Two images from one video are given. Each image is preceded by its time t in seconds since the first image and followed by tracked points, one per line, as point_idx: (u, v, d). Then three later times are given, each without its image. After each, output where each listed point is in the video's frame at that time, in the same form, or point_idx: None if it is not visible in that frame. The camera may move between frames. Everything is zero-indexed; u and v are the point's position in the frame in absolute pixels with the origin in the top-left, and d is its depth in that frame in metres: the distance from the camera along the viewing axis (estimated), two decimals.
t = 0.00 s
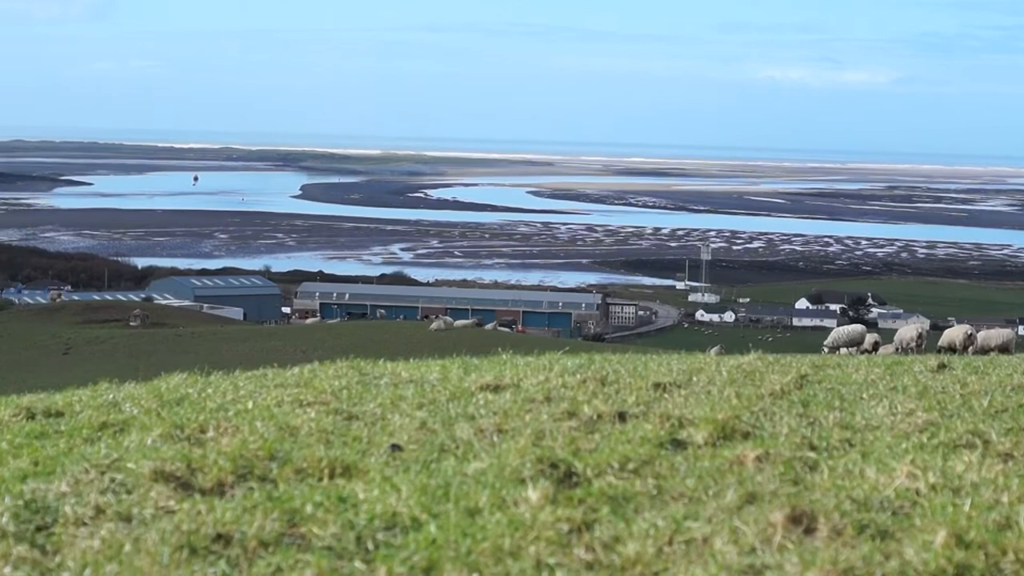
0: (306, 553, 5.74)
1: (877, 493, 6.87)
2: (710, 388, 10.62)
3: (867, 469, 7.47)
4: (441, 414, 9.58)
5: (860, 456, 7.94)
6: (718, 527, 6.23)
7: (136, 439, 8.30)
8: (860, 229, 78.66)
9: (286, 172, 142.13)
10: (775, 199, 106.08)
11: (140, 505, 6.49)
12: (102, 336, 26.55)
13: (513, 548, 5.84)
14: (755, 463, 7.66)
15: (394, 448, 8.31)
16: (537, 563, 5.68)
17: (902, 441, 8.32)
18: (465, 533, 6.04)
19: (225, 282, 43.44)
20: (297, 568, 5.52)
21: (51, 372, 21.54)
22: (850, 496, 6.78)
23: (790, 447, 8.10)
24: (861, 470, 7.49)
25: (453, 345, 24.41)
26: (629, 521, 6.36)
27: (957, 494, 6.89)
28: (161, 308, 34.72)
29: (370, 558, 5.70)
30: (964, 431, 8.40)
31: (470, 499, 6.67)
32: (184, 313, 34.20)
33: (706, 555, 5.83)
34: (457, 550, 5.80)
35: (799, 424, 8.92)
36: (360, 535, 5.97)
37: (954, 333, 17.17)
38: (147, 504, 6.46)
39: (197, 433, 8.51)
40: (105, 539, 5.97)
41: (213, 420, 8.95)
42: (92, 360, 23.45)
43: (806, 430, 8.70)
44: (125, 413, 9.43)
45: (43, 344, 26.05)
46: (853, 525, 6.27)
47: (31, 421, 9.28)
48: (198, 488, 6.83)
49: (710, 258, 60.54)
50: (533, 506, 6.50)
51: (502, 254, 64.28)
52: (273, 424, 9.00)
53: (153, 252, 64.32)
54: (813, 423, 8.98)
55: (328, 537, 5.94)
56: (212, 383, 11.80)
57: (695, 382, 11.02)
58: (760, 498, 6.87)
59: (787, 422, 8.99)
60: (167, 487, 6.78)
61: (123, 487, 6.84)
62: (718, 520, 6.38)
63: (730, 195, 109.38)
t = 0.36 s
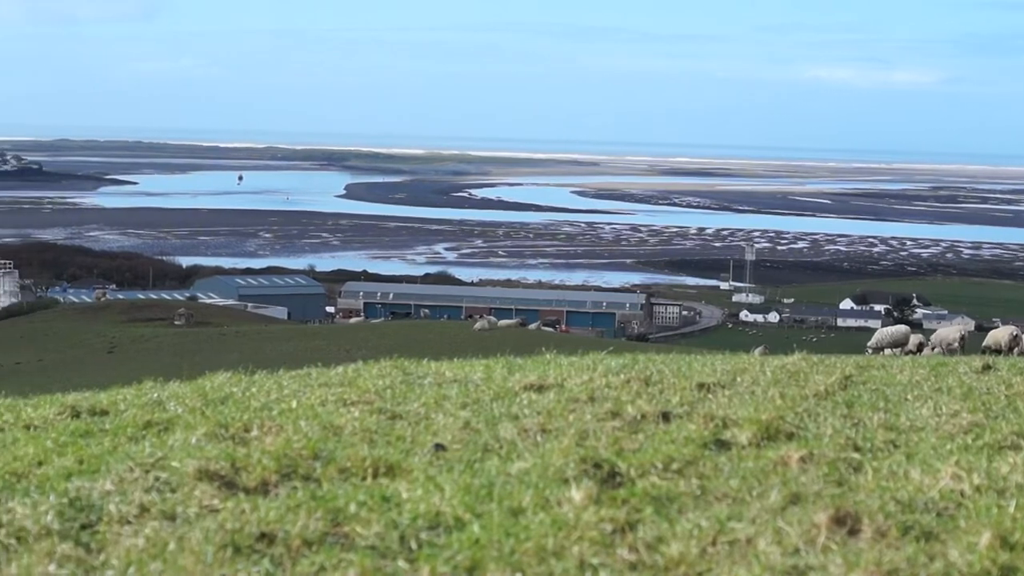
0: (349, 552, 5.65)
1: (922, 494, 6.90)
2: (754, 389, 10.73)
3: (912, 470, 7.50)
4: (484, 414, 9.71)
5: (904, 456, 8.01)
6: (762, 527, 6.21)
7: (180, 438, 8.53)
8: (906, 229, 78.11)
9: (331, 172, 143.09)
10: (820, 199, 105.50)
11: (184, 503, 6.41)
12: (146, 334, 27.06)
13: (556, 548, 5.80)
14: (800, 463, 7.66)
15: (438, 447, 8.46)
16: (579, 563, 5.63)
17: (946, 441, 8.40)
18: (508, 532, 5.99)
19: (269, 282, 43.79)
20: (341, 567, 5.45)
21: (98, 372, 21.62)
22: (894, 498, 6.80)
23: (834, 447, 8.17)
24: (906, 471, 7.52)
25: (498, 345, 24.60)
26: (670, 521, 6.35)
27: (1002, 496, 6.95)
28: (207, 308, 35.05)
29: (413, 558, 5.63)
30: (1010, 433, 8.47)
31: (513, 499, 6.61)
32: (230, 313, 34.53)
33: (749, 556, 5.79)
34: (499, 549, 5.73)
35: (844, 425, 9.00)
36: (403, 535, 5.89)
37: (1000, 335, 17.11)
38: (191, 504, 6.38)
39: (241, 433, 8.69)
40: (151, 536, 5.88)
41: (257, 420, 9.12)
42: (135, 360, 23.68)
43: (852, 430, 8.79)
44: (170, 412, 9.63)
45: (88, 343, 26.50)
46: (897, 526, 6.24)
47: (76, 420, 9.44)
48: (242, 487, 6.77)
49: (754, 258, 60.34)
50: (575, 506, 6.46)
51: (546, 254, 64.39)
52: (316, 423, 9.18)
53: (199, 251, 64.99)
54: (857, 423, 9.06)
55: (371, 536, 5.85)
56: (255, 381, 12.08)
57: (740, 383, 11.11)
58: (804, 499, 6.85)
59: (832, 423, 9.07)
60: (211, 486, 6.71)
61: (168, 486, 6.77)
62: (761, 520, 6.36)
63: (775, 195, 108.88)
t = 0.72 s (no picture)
0: (392, 551, 5.66)
1: (966, 496, 6.82)
2: (797, 389, 10.85)
3: (956, 471, 7.46)
4: (528, 414, 9.86)
5: (948, 457, 8.07)
6: (806, 527, 6.13)
7: (225, 436, 8.78)
8: (953, 229, 77.43)
9: (374, 172, 143.83)
10: (864, 199, 104.84)
11: (228, 501, 6.49)
12: (191, 333, 27.47)
13: (600, 548, 5.77)
14: (843, 464, 7.63)
15: (482, 446, 8.66)
16: (623, 563, 5.59)
17: (990, 443, 8.47)
18: (552, 531, 5.96)
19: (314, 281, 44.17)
20: (384, 566, 5.44)
21: (142, 372, 21.86)
22: (939, 499, 6.73)
23: (879, 447, 8.26)
24: (950, 472, 7.48)
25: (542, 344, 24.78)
26: (715, 521, 6.29)
27: None
28: (250, 307, 35.35)
29: (456, 556, 5.63)
30: None
31: (557, 499, 6.63)
32: (274, 312, 34.84)
33: (793, 557, 5.69)
34: (543, 549, 5.71)
35: (888, 425, 9.10)
36: (447, 533, 5.91)
37: None
38: (235, 502, 6.46)
39: (285, 431, 8.93)
40: (194, 534, 5.90)
41: (301, 419, 9.34)
42: (178, 359, 23.94)
43: (896, 430, 8.88)
44: (214, 409, 9.90)
45: (133, 342, 26.89)
46: (941, 527, 6.19)
47: (120, 419, 9.64)
48: (286, 485, 6.91)
49: (798, 257, 60.08)
50: (619, 506, 6.47)
51: (589, 253, 64.44)
52: (361, 421, 9.44)
53: (243, 250, 65.56)
54: (901, 424, 9.16)
55: (415, 535, 5.86)
56: (300, 380, 12.36)
57: (784, 383, 11.21)
58: (848, 500, 6.78)
59: (876, 423, 9.16)
60: (255, 485, 6.83)
61: (212, 484, 6.90)
62: (805, 521, 6.29)
63: (819, 195, 108.28)
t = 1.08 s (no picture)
0: (435, 551, 5.77)
1: (1008, 496, 6.75)
2: (839, 390, 10.91)
3: (999, 473, 7.43)
4: (570, 414, 9.99)
5: (990, 459, 8.10)
6: (848, 529, 6.13)
7: (269, 435, 8.99)
8: (999, 229, 76.66)
9: (417, 171, 144.46)
10: (908, 199, 104.03)
11: (271, 500, 6.66)
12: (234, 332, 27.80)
13: (641, 548, 5.83)
14: (885, 464, 7.61)
15: (524, 446, 8.82)
16: (665, 562, 5.65)
17: None
18: (593, 531, 6.05)
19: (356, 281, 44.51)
20: (427, 565, 5.55)
21: (184, 370, 22.18)
22: (982, 500, 6.67)
23: (920, 449, 8.31)
24: (992, 473, 7.44)
25: (582, 344, 24.91)
26: (756, 521, 6.33)
27: None
28: (292, 305, 35.70)
29: (498, 556, 5.73)
30: None
31: (599, 499, 6.70)
32: (317, 311, 35.17)
33: (835, 558, 5.72)
34: (585, 548, 5.80)
35: (930, 426, 9.13)
36: (489, 533, 6.03)
37: None
38: (278, 501, 6.63)
39: (328, 430, 9.13)
40: (236, 534, 6.07)
41: (344, 418, 9.54)
42: (220, 358, 24.28)
43: (938, 432, 8.92)
44: (257, 409, 10.10)
45: (177, 341, 27.25)
46: (985, 529, 6.16)
47: (163, 416, 9.88)
48: (328, 484, 7.09)
49: (841, 258, 59.74)
50: (660, 506, 6.52)
51: (631, 253, 64.44)
52: (403, 421, 9.60)
53: (286, 249, 66.12)
54: (944, 425, 9.20)
55: (457, 534, 6.00)
56: (342, 379, 12.57)
57: (826, 383, 11.28)
58: (891, 501, 6.76)
59: (918, 424, 9.20)
60: (297, 484, 7.01)
61: (255, 483, 7.09)
62: (848, 522, 6.28)
63: (862, 195, 107.54)
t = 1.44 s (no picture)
0: (477, 550, 5.85)
1: None
2: (882, 391, 10.89)
3: None
4: (612, 414, 10.04)
5: None
6: (891, 529, 6.12)
7: (312, 434, 9.12)
8: None
9: (459, 170, 144.86)
10: (953, 199, 103.02)
11: (314, 499, 6.77)
12: (277, 332, 28.05)
13: (683, 548, 5.88)
14: (929, 465, 7.56)
15: (566, 446, 8.88)
16: (707, 563, 5.70)
17: None
18: (636, 532, 6.10)
19: (399, 280, 44.76)
20: (469, 564, 5.63)
21: (227, 370, 22.42)
22: None
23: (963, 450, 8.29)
24: None
25: (625, 344, 24.96)
26: (798, 522, 6.35)
27: None
28: (335, 305, 35.99)
29: (540, 556, 5.80)
30: None
31: (641, 499, 6.72)
32: (359, 310, 35.40)
33: (878, 558, 5.73)
34: (627, 548, 5.85)
35: (973, 427, 9.10)
36: (532, 533, 6.10)
37: None
38: (321, 500, 6.74)
39: (371, 429, 9.24)
40: (279, 532, 6.18)
41: (386, 417, 9.65)
42: (263, 357, 24.53)
43: (982, 433, 8.88)
44: (301, 408, 10.22)
45: (220, 340, 27.51)
46: None
47: (207, 415, 10.04)
48: (371, 483, 7.20)
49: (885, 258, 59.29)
50: (702, 506, 6.55)
51: (673, 253, 64.30)
52: (446, 421, 9.68)
53: (329, 249, 66.55)
54: (988, 426, 9.16)
55: (499, 534, 6.07)
56: (385, 378, 12.69)
57: (869, 383, 11.26)
58: (934, 502, 6.72)
59: (961, 425, 9.17)
60: (340, 483, 7.12)
61: (298, 482, 7.19)
62: (890, 523, 6.27)
63: (906, 195, 106.61)
